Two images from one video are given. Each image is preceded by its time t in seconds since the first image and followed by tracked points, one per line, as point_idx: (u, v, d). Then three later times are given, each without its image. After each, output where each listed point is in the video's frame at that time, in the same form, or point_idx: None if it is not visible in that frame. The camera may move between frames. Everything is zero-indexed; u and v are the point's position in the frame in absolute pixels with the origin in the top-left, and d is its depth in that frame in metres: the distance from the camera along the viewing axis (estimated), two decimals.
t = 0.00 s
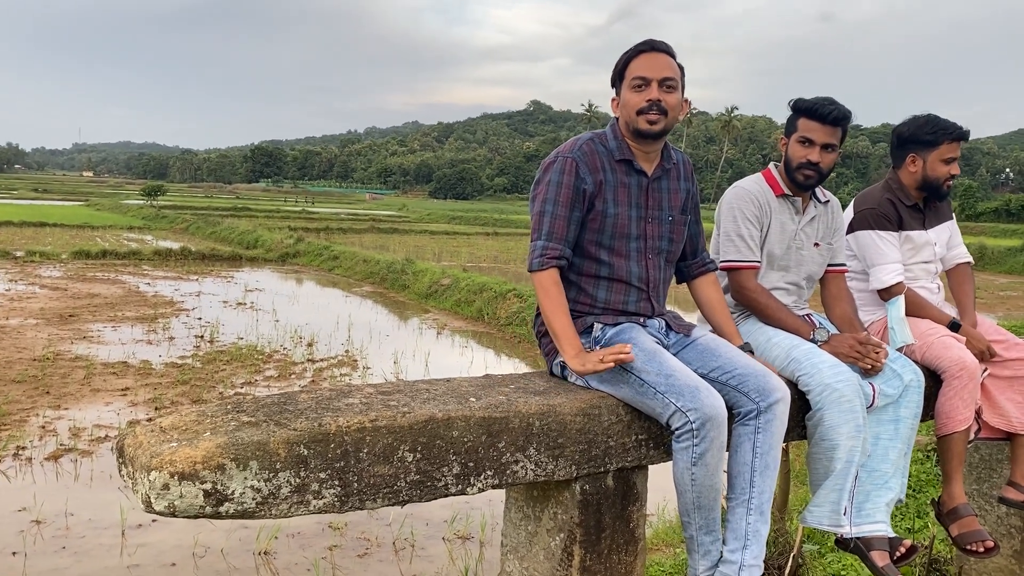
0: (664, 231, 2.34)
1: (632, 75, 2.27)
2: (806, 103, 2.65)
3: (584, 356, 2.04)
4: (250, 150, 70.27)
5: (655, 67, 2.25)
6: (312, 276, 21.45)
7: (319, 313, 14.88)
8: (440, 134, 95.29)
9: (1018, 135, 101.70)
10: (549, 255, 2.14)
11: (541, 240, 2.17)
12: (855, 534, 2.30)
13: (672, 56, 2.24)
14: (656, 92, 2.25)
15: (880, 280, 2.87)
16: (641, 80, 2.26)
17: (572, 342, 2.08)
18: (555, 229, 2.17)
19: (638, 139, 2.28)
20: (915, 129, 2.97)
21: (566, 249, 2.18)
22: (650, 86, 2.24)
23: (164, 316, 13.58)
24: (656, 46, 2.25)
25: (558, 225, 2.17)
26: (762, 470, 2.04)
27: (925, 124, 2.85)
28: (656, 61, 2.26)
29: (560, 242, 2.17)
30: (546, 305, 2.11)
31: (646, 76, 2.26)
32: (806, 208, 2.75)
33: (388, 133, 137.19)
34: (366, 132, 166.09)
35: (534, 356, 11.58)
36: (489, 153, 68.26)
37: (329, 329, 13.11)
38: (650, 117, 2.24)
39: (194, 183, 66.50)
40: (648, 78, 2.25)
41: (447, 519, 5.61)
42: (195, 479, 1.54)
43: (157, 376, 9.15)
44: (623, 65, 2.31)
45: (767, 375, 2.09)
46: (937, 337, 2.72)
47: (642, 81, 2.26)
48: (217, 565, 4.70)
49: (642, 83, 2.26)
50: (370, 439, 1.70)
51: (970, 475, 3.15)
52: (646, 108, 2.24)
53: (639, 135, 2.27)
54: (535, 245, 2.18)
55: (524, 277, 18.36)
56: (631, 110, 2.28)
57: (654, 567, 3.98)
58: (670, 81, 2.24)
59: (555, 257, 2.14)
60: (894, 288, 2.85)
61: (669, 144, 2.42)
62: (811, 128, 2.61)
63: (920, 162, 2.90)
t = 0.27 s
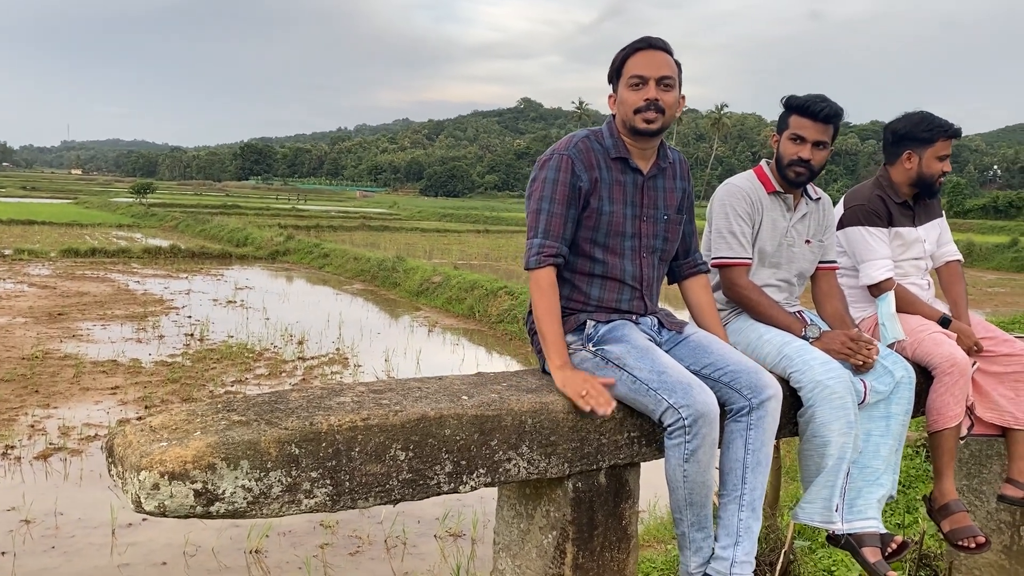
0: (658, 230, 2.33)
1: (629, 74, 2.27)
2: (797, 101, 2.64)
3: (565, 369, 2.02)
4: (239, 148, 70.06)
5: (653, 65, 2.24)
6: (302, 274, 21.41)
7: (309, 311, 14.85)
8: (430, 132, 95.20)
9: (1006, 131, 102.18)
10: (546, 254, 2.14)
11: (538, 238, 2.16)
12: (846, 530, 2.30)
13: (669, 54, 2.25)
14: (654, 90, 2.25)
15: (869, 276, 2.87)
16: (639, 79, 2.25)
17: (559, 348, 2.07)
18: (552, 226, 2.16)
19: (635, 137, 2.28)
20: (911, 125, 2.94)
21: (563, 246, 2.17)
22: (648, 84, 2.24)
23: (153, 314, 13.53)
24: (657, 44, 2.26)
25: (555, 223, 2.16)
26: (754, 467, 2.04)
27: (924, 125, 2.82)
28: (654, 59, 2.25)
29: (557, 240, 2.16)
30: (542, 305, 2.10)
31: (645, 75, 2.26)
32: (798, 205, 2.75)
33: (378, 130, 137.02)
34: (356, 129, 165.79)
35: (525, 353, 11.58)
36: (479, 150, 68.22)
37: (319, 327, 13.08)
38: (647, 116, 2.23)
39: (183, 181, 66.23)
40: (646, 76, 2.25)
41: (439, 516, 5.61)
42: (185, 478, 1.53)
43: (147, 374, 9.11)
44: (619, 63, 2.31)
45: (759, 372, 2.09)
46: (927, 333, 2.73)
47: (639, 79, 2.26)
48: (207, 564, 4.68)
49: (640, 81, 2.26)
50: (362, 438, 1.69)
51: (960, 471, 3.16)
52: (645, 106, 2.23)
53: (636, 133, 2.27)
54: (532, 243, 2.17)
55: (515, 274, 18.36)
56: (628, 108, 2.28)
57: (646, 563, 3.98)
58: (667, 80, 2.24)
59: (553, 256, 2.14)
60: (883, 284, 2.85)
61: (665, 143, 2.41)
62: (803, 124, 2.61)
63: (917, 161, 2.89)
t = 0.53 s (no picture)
0: (648, 230, 2.33)
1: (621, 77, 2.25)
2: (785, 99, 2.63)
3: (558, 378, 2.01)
4: (225, 145, 69.74)
5: (647, 66, 2.22)
6: (288, 272, 21.34)
7: (295, 309, 14.81)
8: (416, 129, 95.03)
9: (989, 128, 102.90)
10: (544, 252, 2.12)
11: (535, 237, 2.15)
12: (832, 527, 2.31)
13: (660, 57, 2.23)
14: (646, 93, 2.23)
15: (852, 275, 2.88)
16: (632, 80, 2.23)
17: (547, 353, 2.07)
18: (548, 225, 2.16)
19: (627, 138, 2.26)
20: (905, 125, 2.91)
21: (560, 245, 2.16)
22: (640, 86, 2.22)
23: (138, 313, 13.45)
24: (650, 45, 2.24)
25: (552, 221, 2.16)
26: (741, 467, 2.04)
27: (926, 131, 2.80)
28: (647, 60, 2.23)
29: (554, 240, 2.16)
30: (538, 305, 2.09)
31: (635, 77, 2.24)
32: (783, 203, 2.75)
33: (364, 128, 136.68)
34: (342, 126, 165.33)
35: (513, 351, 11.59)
36: (466, 148, 68.15)
37: (306, 325, 13.05)
38: (640, 118, 2.22)
39: (168, 180, 65.88)
40: (639, 78, 2.23)
41: (426, 515, 5.60)
42: (169, 481, 1.52)
43: (132, 373, 9.06)
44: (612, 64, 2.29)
45: (747, 371, 2.09)
46: (912, 329, 2.73)
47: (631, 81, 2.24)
48: (193, 564, 4.66)
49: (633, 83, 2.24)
50: (348, 439, 1.69)
51: (944, 467, 3.19)
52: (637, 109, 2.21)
53: (628, 133, 2.25)
54: (528, 242, 2.16)
55: (502, 272, 18.35)
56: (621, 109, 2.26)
57: (634, 561, 3.99)
58: (658, 81, 2.23)
59: (550, 255, 2.13)
60: (867, 283, 2.86)
61: (657, 144, 2.40)
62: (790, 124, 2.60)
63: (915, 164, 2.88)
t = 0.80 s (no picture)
0: (629, 229, 2.33)
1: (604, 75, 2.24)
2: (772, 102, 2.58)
3: (544, 378, 2.01)
4: (205, 143, 69.28)
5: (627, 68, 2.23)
6: (270, 270, 21.23)
7: (277, 308, 14.73)
8: (398, 126, 94.79)
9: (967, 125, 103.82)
10: (529, 252, 2.11)
11: (519, 235, 2.13)
12: (815, 525, 2.31)
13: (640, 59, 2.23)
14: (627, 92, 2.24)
15: (830, 270, 2.87)
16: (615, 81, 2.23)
17: (530, 353, 2.06)
18: (532, 224, 2.14)
19: (610, 137, 2.26)
20: (897, 125, 2.90)
21: (543, 244, 2.15)
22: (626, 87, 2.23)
23: (118, 312, 13.34)
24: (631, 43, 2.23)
25: (536, 219, 2.14)
26: (725, 465, 2.04)
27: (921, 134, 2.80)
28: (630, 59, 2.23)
29: (537, 239, 2.14)
30: (523, 304, 2.08)
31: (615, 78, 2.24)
32: (765, 201, 2.75)
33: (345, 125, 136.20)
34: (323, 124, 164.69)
35: (496, 349, 11.57)
36: (448, 145, 68.05)
37: (287, 324, 12.98)
38: (623, 119, 2.22)
39: (148, 177, 65.41)
40: (622, 76, 2.24)
41: (410, 514, 5.58)
42: (148, 484, 1.49)
43: (112, 374, 8.98)
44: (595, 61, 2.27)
45: (730, 369, 2.09)
46: (894, 327, 2.74)
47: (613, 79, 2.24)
48: (176, 565, 4.63)
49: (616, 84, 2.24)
50: (329, 441, 1.67)
51: (926, 462, 3.20)
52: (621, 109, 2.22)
53: (610, 131, 2.25)
54: (512, 240, 2.14)
55: (486, 269, 18.34)
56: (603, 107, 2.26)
57: (619, 559, 3.99)
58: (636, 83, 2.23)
59: (534, 255, 2.11)
60: (844, 277, 2.85)
61: (638, 143, 2.40)
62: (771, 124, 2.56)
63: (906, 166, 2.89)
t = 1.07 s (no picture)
0: (606, 224, 2.32)
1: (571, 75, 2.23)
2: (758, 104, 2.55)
3: (524, 378, 2.00)
4: (185, 141, 68.82)
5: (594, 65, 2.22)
6: (251, 269, 21.11)
7: (259, 307, 14.65)
8: (380, 123, 94.54)
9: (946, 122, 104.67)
10: (501, 252, 2.10)
11: (492, 237, 2.12)
12: (797, 521, 2.32)
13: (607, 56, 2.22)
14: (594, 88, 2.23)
15: (811, 264, 2.84)
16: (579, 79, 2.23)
17: (511, 352, 2.05)
18: (503, 225, 2.14)
19: (580, 134, 2.25)
20: (883, 124, 2.92)
21: (516, 245, 2.14)
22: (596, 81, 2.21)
23: (98, 312, 13.22)
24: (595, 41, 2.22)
25: (507, 220, 2.14)
26: (709, 461, 2.04)
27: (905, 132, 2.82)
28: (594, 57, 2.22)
29: (510, 239, 2.13)
30: (499, 305, 2.07)
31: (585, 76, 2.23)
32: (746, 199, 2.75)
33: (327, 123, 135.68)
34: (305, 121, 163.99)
35: (480, 347, 11.57)
36: (431, 143, 67.92)
37: (269, 323, 12.91)
38: (589, 116, 2.21)
39: (127, 175, 64.89)
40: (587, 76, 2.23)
41: (394, 513, 5.57)
42: (128, 487, 1.48)
43: (92, 373, 8.91)
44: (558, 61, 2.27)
45: (712, 366, 2.10)
46: (875, 323, 2.75)
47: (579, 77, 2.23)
48: (158, 566, 4.60)
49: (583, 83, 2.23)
50: (311, 442, 1.66)
51: (907, 458, 3.23)
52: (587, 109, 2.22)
53: (577, 130, 2.25)
54: (485, 242, 2.13)
55: (469, 267, 18.32)
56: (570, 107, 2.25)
57: (603, 556, 4.00)
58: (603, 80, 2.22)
59: (507, 254, 2.10)
60: (824, 272, 2.81)
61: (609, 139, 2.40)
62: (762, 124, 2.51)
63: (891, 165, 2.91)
